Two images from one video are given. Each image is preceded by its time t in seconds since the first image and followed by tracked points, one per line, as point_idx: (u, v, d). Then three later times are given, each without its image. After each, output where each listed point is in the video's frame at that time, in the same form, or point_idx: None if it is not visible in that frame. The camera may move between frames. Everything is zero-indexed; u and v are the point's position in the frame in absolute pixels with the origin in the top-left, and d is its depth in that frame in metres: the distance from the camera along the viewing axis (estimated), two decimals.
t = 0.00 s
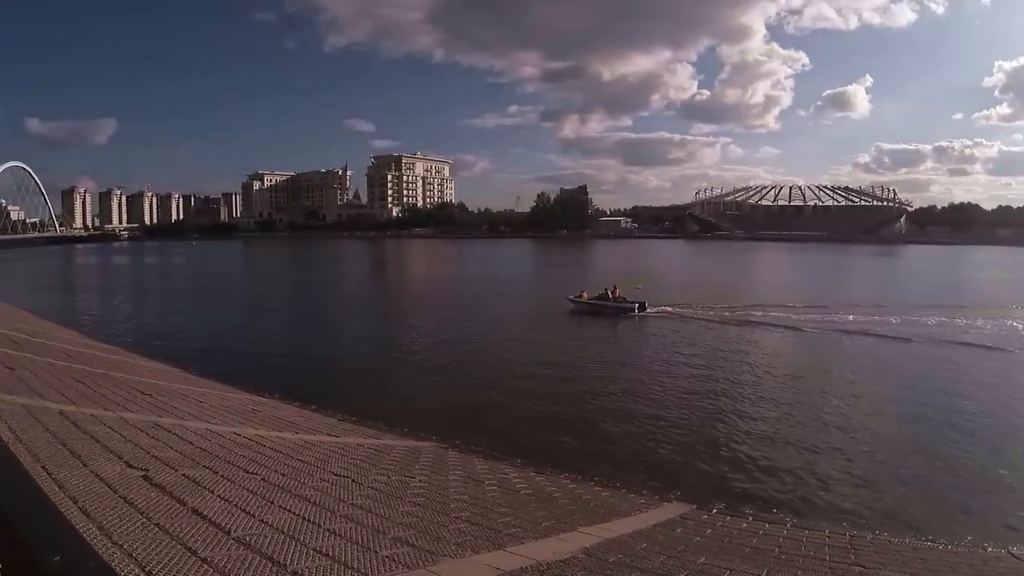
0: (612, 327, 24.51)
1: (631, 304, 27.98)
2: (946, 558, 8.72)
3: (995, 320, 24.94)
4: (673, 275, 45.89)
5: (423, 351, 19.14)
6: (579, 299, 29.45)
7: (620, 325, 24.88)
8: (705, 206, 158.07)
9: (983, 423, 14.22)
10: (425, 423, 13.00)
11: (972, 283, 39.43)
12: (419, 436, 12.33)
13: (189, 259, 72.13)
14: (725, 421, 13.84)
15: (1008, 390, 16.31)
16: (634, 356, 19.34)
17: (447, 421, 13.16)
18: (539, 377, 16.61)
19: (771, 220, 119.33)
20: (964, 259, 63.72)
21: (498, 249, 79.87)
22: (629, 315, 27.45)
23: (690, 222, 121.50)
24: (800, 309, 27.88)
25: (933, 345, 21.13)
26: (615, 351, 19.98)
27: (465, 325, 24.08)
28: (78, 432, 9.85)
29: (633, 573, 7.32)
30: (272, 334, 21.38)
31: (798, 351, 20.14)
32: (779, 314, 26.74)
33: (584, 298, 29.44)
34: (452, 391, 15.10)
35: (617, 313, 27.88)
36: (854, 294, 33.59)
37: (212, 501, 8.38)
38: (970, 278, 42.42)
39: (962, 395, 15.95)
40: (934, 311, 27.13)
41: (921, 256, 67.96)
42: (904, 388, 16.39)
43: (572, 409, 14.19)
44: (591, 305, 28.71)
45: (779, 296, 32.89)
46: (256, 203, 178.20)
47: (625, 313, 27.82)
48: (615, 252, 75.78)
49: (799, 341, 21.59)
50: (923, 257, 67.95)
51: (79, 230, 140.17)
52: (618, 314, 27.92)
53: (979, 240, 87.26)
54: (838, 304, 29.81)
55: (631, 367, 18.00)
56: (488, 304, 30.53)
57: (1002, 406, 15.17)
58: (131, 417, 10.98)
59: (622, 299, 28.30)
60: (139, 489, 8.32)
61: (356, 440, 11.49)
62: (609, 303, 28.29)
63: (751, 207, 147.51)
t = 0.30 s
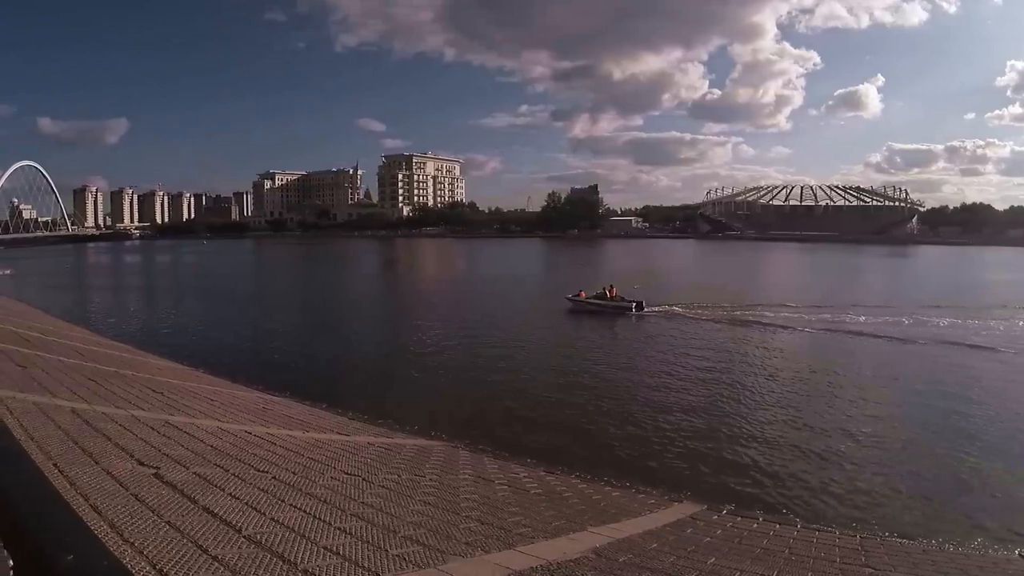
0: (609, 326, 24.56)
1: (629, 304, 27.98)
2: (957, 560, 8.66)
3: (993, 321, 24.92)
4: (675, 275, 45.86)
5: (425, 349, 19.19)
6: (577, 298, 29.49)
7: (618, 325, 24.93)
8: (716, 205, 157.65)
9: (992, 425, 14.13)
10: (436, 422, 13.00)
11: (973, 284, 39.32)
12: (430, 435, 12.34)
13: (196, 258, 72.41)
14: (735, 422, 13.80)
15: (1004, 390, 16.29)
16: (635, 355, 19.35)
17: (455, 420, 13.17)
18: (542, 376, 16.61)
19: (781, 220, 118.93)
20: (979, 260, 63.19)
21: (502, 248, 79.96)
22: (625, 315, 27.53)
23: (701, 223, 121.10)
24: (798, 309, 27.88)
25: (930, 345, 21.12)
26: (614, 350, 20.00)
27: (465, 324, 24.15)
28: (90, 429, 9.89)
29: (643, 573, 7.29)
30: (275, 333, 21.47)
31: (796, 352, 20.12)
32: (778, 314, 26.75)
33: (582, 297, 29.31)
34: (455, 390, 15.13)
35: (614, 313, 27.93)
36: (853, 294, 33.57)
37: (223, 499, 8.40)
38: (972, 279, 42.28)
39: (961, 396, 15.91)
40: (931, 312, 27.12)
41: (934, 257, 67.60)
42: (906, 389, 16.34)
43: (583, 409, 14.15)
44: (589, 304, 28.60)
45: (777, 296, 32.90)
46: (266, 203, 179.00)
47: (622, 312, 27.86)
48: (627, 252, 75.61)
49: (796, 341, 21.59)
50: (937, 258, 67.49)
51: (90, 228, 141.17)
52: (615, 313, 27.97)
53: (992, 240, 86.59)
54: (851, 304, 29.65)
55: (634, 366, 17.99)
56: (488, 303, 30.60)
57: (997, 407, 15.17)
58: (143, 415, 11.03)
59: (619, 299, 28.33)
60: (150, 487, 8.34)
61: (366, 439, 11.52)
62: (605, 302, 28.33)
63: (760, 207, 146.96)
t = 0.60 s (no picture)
0: (607, 325, 24.72)
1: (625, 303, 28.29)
2: (968, 563, 8.59)
3: (989, 320, 25.02)
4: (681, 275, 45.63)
5: (426, 347, 19.37)
6: (576, 297, 29.77)
7: (616, 323, 25.11)
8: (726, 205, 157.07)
9: (1006, 426, 14.00)
10: (446, 421, 13.02)
11: (974, 284, 39.28)
12: (440, 434, 12.36)
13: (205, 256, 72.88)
14: (745, 422, 13.75)
15: (998, 390, 16.36)
16: (633, 354, 19.48)
17: (464, 419, 13.19)
18: (543, 374, 16.69)
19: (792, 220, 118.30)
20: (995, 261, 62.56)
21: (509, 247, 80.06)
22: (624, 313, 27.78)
23: (712, 223, 120.70)
24: (796, 309, 27.97)
25: (924, 344, 21.24)
26: (613, 349, 20.13)
27: (466, 322, 24.32)
28: (102, 427, 9.96)
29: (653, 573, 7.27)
30: (279, 331, 21.67)
31: (796, 352, 20.15)
32: (776, 313, 26.85)
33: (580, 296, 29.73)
34: (457, 388, 15.22)
35: (613, 311, 28.21)
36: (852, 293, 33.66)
37: (234, 496, 8.43)
38: (974, 279, 42.25)
39: (963, 396, 15.88)
40: (927, 311, 27.24)
41: (950, 257, 67.00)
42: (910, 389, 16.32)
43: (593, 409, 14.13)
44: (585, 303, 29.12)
45: (780, 296, 32.80)
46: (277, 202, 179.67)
47: (620, 311, 28.14)
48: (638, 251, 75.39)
49: (795, 342, 21.66)
50: (953, 258, 66.89)
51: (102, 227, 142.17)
52: (614, 312, 28.24)
53: (1006, 240, 85.78)
54: (865, 304, 29.43)
55: (635, 365, 18.06)
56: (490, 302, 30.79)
57: (992, 406, 15.23)
58: (155, 413, 11.09)
59: (617, 298, 28.63)
60: (162, 484, 8.39)
61: (376, 438, 11.55)
62: (604, 301, 28.60)
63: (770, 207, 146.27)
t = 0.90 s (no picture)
0: (605, 323, 24.86)
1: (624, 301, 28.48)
2: (981, 565, 8.53)
3: (989, 320, 24.98)
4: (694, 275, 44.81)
5: (426, 344, 19.54)
6: (574, 296, 29.96)
7: (615, 322, 25.24)
8: (738, 204, 156.43)
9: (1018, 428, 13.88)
10: (456, 420, 13.03)
11: (989, 284, 38.94)
12: (451, 433, 12.38)
13: (216, 255, 73.26)
14: (756, 423, 13.70)
15: (996, 389, 16.37)
16: (631, 352, 19.57)
17: (474, 418, 13.21)
18: (546, 373, 16.76)
19: (803, 220, 117.59)
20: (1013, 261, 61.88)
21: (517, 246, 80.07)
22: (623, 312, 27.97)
23: (724, 223, 120.20)
24: (796, 309, 27.97)
25: (920, 343, 21.30)
26: (612, 347, 20.21)
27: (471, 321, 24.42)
28: (115, 424, 10.02)
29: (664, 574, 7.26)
30: (283, 329, 21.86)
31: (798, 351, 20.15)
32: (775, 313, 26.89)
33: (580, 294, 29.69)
34: (460, 386, 15.29)
35: (611, 310, 28.40)
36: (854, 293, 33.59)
37: (246, 494, 8.47)
38: (982, 279, 41.89)
39: (969, 397, 15.82)
40: (926, 311, 27.22)
41: (966, 257, 66.36)
42: (915, 389, 16.27)
43: (602, 409, 14.11)
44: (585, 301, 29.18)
45: (786, 296, 32.56)
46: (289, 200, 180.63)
47: (618, 310, 28.32)
48: (649, 251, 75.19)
49: (799, 342, 21.63)
50: (968, 258, 66.27)
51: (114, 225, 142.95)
52: (612, 310, 28.42)
53: (1021, 240, 84.91)
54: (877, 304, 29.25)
55: (637, 364, 18.11)
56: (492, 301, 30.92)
57: (1004, 407, 15.10)
58: (167, 410, 11.15)
59: (615, 297, 28.81)
60: (174, 481, 8.43)
61: (387, 436, 11.59)
62: (604, 300, 28.75)
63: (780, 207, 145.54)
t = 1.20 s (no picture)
0: (603, 322, 25.03)
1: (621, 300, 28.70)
2: (994, 568, 8.48)
3: (997, 321, 24.88)
4: (701, 275, 44.75)
5: (426, 342, 19.76)
6: (573, 295, 30.17)
7: (613, 321, 25.40)
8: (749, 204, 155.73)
9: None
10: (466, 420, 13.05)
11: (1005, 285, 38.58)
12: (461, 432, 12.40)
13: (227, 254, 73.76)
14: (767, 424, 13.66)
15: (999, 390, 16.34)
16: (629, 351, 19.69)
17: (482, 417, 13.26)
18: (548, 371, 16.85)
19: (815, 219, 116.93)
20: None
21: (525, 245, 80.26)
22: (619, 311, 28.19)
23: (736, 222, 119.65)
24: (796, 308, 28.06)
25: (917, 343, 21.37)
26: (611, 346, 20.34)
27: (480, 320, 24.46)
28: (127, 422, 10.07)
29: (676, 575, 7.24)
30: (287, 327, 22.10)
31: (799, 351, 20.18)
32: (774, 313, 26.99)
33: (579, 293, 29.99)
34: (462, 384, 15.42)
35: (608, 309, 28.59)
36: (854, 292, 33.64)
37: (257, 493, 8.50)
38: (989, 279, 41.75)
39: (972, 398, 15.81)
40: (925, 310, 27.25)
41: (982, 257, 65.72)
42: (918, 390, 16.26)
43: (612, 409, 14.11)
44: (585, 300, 29.45)
45: (789, 296, 32.60)
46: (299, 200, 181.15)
47: (615, 309, 28.51)
48: (661, 250, 74.97)
49: (803, 342, 21.65)
50: (984, 258, 65.64)
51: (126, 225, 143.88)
52: (609, 310, 28.62)
53: None
54: (890, 305, 29.07)
55: (642, 364, 18.14)
56: (499, 300, 31.00)
57: (1016, 409, 14.98)
58: (178, 409, 11.21)
59: (614, 296, 28.97)
60: (187, 479, 8.47)
61: (399, 436, 11.61)
62: (599, 300, 29.04)
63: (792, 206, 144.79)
